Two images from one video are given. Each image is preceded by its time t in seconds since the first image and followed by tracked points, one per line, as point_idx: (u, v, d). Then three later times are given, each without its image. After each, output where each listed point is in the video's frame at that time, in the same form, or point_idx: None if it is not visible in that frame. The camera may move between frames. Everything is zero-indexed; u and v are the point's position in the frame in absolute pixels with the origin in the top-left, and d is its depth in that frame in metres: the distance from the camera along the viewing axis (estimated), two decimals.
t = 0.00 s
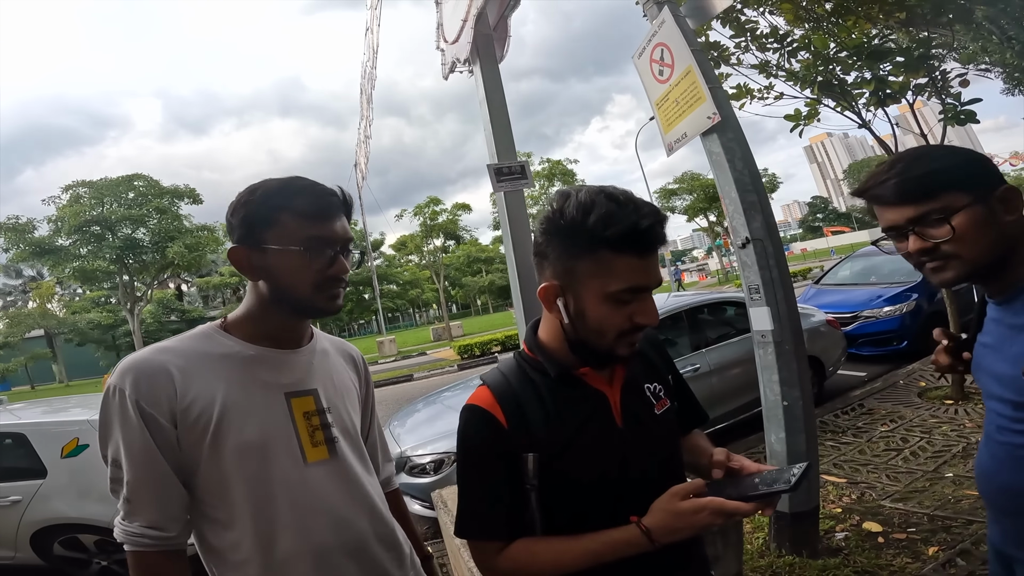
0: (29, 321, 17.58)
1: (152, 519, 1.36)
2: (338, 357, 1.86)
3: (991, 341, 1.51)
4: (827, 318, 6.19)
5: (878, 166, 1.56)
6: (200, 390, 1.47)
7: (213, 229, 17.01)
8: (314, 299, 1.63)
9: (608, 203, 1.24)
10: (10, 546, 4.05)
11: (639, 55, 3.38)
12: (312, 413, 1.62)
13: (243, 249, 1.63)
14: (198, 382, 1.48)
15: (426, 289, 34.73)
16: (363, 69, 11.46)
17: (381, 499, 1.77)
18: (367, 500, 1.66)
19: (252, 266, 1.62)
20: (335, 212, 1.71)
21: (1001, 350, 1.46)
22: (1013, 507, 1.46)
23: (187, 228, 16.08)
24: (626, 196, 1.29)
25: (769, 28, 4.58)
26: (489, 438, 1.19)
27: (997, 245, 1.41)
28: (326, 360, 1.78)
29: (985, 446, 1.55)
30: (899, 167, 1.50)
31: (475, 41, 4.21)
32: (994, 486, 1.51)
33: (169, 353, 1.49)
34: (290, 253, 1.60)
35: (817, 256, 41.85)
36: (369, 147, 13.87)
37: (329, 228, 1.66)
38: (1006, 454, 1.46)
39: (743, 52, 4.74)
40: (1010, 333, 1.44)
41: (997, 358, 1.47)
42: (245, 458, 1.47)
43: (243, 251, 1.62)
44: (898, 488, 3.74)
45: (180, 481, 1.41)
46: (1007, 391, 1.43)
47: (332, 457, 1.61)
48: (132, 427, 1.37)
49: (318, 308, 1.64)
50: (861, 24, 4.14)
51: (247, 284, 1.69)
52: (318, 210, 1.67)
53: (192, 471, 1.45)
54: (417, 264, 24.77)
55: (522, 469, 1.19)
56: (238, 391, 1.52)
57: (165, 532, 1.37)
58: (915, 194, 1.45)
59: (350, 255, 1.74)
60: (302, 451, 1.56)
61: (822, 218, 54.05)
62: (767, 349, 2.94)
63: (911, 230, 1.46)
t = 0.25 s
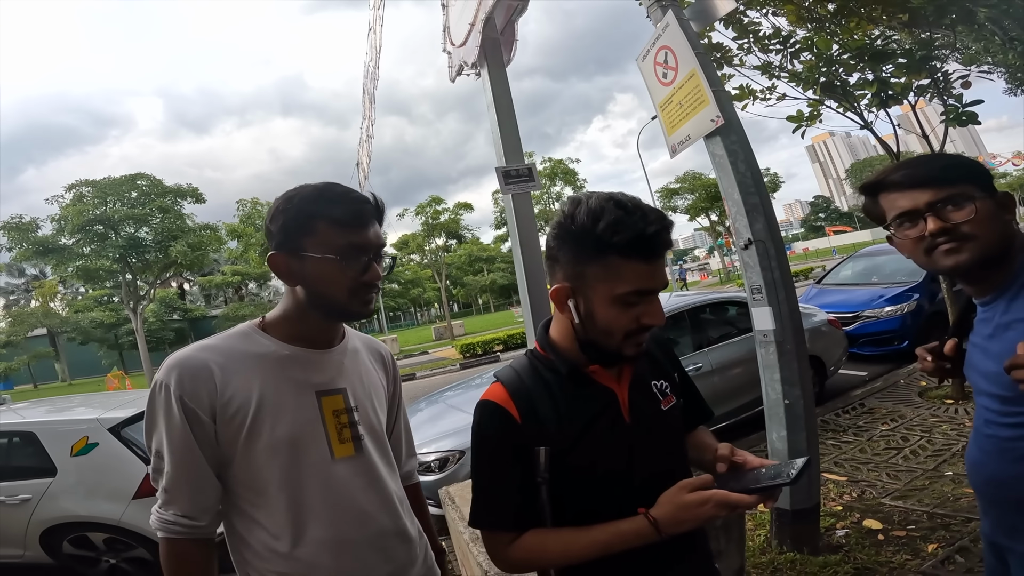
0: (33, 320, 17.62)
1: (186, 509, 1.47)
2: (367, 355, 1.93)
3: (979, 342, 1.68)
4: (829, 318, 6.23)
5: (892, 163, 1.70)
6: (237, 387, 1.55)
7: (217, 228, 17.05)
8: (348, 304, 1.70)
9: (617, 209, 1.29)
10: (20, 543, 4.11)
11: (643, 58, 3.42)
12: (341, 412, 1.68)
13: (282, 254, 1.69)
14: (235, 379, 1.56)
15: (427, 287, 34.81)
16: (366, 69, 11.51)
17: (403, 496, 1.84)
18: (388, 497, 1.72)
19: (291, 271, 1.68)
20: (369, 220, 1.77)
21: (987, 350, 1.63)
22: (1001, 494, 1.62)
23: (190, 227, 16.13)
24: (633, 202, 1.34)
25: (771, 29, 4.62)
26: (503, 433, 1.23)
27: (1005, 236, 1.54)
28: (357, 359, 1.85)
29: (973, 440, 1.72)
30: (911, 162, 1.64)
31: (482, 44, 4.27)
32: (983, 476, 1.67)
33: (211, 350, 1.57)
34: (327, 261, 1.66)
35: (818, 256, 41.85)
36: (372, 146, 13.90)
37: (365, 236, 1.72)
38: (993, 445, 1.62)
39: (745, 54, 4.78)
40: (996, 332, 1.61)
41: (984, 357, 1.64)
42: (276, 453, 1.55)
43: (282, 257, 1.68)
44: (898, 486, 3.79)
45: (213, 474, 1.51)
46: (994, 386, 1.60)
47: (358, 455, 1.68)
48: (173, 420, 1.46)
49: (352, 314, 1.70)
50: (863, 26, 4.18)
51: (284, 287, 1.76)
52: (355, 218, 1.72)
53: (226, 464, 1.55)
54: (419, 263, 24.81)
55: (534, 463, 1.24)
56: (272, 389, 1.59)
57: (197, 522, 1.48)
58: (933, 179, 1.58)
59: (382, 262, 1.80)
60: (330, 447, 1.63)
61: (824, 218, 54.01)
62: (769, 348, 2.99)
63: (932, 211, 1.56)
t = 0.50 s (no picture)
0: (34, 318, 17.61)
1: (193, 494, 1.47)
2: (376, 347, 1.94)
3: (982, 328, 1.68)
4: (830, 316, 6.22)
5: (905, 152, 1.72)
6: (247, 372, 1.57)
7: (218, 227, 17.07)
8: (360, 296, 1.70)
9: (618, 197, 1.30)
10: (22, 539, 4.12)
11: (645, 55, 3.42)
12: (349, 400, 1.69)
13: (296, 243, 1.71)
14: (245, 365, 1.57)
15: (428, 286, 34.83)
16: (367, 67, 11.52)
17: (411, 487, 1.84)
18: (395, 487, 1.72)
19: (304, 261, 1.69)
20: (382, 211, 1.77)
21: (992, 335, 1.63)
22: (1002, 481, 1.62)
23: (192, 226, 16.13)
24: (634, 190, 1.34)
25: (773, 27, 4.62)
26: (507, 421, 1.24)
27: (1018, 222, 1.56)
28: (365, 349, 1.85)
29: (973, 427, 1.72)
30: (926, 151, 1.65)
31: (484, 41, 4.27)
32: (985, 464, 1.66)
33: (222, 336, 1.59)
34: (339, 251, 1.67)
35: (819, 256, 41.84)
36: (373, 145, 13.92)
37: (378, 227, 1.72)
38: (994, 432, 1.62)
39: (747, 52, 4.77)
40: (1001, 316, 1.61)
41: (988, 342, 1.64)
42: (284, 439, 1.56)
43: (297, 246, 1.70)
44: (900, 483, 3.78)
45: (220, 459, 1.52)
46: (997, 370, 1.60)
47: (365, 443, 1.68)
48: (183, 404, 1.48)
49: (363, 305, 1.71)
50: (865, 24, 4.18)
51: (296, 275, 1.77)
52: (368, 209, 1.73)
53: (234, 449, 1.56)
54: (420, 262, 24.83)
55: (539, 452, 1.25)
56: (281, 376, 1.60)
57: (203, 507, 1.49)
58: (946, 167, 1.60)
59: (394, 253, 1.80)
60: (338, 435, 1.63)
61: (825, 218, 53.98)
62: (771, 344, 2.99)
63: (945, 198, 1.58)
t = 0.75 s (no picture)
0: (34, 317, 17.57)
1: (182, 488, 1.46)
2: (372, 342, 1.91)
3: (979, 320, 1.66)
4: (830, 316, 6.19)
5: (915, 138, 1.69)
6: (237, 366, 1.55)
7: (218, 226, 17.04)
8: (351, 291, 1.68)
9: (606, 189, 1.28)
10: (18, 538, 4.10)
11: (643, 52, 3.40)
12: (340, 395, 1.66)
13: (287, 239, 1.69)
14: (236, 358, 1.56)
15: (428, 286, 34.81)
16: (366, 67, 11.51)
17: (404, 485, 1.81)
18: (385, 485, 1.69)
19: (295, 257, 1.68)
20: (375, 206, 1.75)
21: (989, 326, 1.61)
22: (997, 477, 1.60)
23: (192, 225, 16.10)
24: (622, 182, 1.33)
25: (772, 26, 4.60)
26: (497, 418, 1.22)
27: None
28: (360, 344, 1.83)
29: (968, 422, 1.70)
30: (934, 138, 1.63)
31: (481, 38, 4.24)
32: (980, 458, 1.64)
33: (215, 330, 1.58)
34: (330, 246, 1.65)
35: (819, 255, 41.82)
36: (373, 144, 13.91)
37: (370, 223, 1.70)
38: (987, 425, 1.61)
39: (746, 50, 4.75)
40: (998, 308, 1.59)
41: (985, 334, 1.62)
42: (274, 434, 1.54)
43: (288, 242, 1.68)
44: (900, 483, 3.76)
45: (210, 453, 1.50)
46: (991, 362, 1.59)
47: (356, 439, 1.66)
48: (173, 397, 1.47)
49: (354, 300, 1.69)
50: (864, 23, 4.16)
51: (288, 272, 1.76)
52: (360, 204, 1.70)
53: (224, 444, 1.54)
54: (420, 262, 24.82)
55: (530, 450, 1.23)
56: (272, 371, 1.58)
57: (192, 501, 1.47)
58: (950, 155, 1.58)
59: (387, 249, 1.78)
60: (328, 431, 1.61)
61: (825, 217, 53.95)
62: (769, 342, 2.97)
63: (948, 185, 1.56)
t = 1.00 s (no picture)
0: (33, 317, 17.52)
1: (173, 488, 1.43)
2: (367, 340, 1.89)
3: (980, 321, 1.65)
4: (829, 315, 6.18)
5: (920, 135, 1.67)
6: (230, 365, 1.53)
7: (217, 225, 17.01)
8: (344, 287, 1.66)
9: (593, 186, 1.27)
10: (14, 538, 4.08)
11: (641, 51, 3.38)
12: (334, 395, 1.64)
13: (279, 236, 1.67)
14: (228, 356, 1.54)
15: (427, 285, 34.80)
16: (365, 66, 11.48)
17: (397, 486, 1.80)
18: (378, 485, 1.68)
19: (287, 254, 1.65)
20: (367, 202, 1.73)
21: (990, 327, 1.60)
22: (996, 478, 1.57)
23: (191, 225, 16.07)
24: (610, 179, 1.31)
25: (771, 24, 4.58)
26: (487, 419, 1.21)
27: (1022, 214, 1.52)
28: (354, 343, 1.81)
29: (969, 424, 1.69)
30: (936, 135, 1.61)
31: (479, 36, 4.22)
32: (979, 460, 1.62)
33: (207, 328, 1.56)
34: (322, 244, 1.63)
35: (818, 255, 41.84)
36: (372, 144, 13.89)
37: (362, 219, 1.69)
38: (989, 428, 1.59)
39: (745, 49, 4.73)
40: (999, 311, 1.58)
41: (986, 337, 1.62)
42: (267, 434, 1.53)
43: (279, 240, 1.66)
44: (899, 483, 3.75)
45: (202, 453, 1.48)
46: (995, 367, 1.57)
47: (349, 439, 1.64)
48: (164, 396, 1.44)
49: (348, 297, 1.67)
50: (864, 22, 4.14)
51: (280, 269, 1.74)
52: (351, 200, 1.69)
53: (216, 443, 1.52)
54: (419, 261, 24.80)
55: (520, 450, 1.21)
56: (265, 369, 1.56)
57: (183, 502, 1.44)
58: (950, 152, 1.56)
59: (381, 245, 1.76)
60: (321, 431, 1.59)
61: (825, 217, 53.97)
62: (768, 342, 2.95)
63: (948, 183, 1.54)
